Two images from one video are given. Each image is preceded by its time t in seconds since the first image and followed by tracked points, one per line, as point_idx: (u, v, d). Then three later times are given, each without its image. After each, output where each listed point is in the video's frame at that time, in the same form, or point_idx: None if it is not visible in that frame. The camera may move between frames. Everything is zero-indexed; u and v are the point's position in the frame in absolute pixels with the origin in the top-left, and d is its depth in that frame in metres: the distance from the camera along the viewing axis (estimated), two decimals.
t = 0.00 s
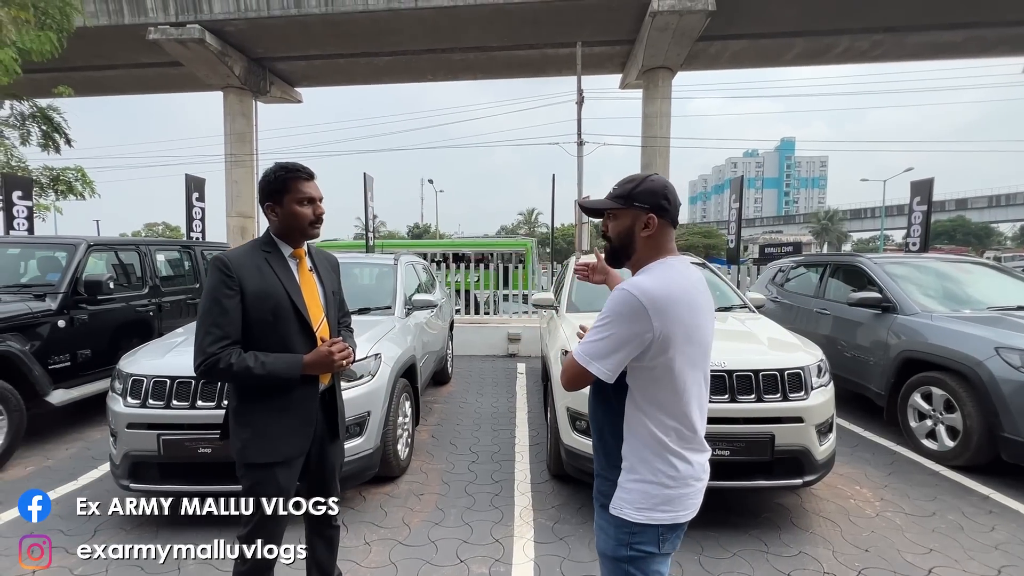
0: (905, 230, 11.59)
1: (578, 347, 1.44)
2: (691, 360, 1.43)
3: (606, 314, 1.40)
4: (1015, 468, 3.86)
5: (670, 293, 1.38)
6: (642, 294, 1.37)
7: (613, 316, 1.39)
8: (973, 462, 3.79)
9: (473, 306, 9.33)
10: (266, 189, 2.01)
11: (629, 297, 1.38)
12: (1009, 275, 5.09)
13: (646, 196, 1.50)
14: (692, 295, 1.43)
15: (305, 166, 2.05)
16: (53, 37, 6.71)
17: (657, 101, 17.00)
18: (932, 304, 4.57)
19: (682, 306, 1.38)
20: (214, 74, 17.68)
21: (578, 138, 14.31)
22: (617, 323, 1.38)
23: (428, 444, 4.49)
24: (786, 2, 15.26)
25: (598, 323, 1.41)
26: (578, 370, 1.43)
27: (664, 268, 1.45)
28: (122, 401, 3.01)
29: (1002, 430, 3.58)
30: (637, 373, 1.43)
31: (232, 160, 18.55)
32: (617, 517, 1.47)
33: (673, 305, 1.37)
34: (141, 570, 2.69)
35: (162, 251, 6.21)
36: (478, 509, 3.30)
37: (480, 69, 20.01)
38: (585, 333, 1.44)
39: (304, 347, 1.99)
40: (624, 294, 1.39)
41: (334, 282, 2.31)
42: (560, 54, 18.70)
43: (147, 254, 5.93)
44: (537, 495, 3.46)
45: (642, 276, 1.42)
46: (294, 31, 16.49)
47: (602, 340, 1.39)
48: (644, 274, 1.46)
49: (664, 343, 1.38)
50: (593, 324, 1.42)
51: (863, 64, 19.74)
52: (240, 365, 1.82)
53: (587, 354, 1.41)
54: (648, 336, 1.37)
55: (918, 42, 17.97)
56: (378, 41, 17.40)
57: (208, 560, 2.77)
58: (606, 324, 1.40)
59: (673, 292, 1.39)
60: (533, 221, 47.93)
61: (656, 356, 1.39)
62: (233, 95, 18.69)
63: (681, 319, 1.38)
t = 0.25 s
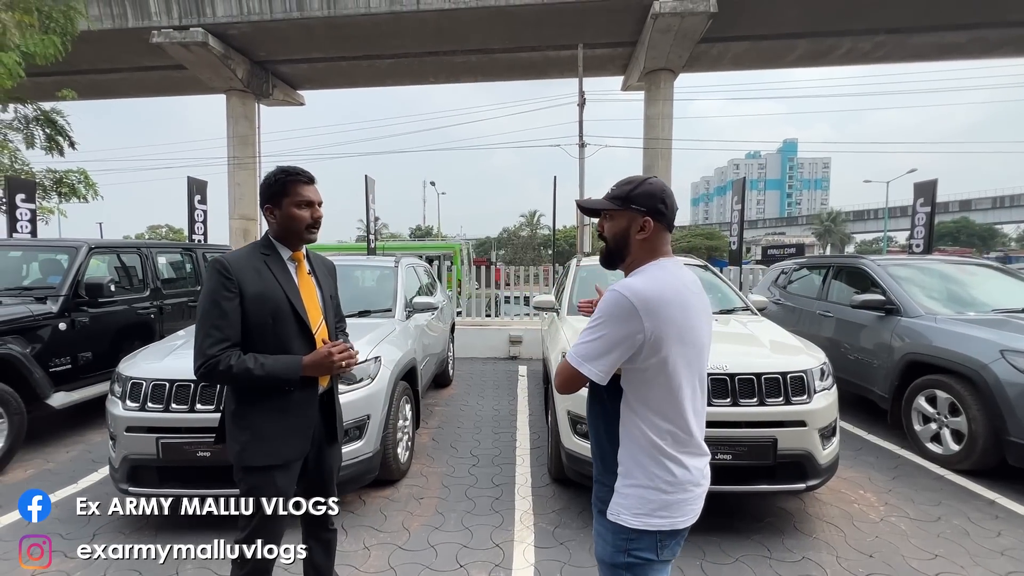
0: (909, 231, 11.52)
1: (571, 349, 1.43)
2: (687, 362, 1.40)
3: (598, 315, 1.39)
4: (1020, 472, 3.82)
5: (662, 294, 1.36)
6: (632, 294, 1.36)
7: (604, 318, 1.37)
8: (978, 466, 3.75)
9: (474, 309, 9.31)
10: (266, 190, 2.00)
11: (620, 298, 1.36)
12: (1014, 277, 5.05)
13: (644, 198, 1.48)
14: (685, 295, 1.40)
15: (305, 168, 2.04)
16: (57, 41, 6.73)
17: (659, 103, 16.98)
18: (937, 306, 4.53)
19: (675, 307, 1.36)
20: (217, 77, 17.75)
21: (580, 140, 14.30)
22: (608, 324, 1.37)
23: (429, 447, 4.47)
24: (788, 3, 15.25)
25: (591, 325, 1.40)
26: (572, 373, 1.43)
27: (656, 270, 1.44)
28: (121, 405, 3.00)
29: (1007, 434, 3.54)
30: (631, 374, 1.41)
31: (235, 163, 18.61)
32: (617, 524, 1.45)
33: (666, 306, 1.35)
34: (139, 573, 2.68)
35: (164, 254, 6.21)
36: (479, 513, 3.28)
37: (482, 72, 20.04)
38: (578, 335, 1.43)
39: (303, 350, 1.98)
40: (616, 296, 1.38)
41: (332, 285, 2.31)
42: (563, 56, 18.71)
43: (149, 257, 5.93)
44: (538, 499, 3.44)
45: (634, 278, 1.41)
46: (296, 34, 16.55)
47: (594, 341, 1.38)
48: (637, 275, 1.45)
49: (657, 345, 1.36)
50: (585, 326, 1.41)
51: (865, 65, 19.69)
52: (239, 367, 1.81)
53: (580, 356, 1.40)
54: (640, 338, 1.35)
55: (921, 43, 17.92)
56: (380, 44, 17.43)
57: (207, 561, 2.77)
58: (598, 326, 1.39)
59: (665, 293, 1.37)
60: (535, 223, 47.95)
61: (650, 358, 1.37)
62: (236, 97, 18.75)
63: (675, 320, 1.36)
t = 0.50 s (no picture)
0: (908, 232, 11.54)
1: (571, 353, 1.41)
2: (687, 363, 1.40)
3: (598, 318, 1.37)
4: (1019, 473, 3.82)
5: (662, 296, 1.35)
6: (633, 296, 1.35)
7: (605, 320, 1.36)
8: (977, 467, 3.75)
9: (472, 310, 9.30)
10: (262, 192, 1.99)
11: (621, 300, 1.35)
12: (1012, 278, 5.05)
13: (640, 200, 1.48)
14: (683, 296, 1.40)
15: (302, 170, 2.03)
16: (54, 42, 6.71)
17: (657, 104, 17.00)
18: (935, 307, 4.53)
19: (674, 309, 1.36)
20: (215, 78, 17.72)
21: (578, 142, 14.32)
22: (609, 327, 1.35)
23: (427, 450, 4.45)
24: (785, 5, 15.30)
25: (591, 329, 1.38)
26: (573, 378, 1.40)
27: (655, 272, 1.43)
28: (116, 408, 2.97)
29: (1006, 435, 3.54)
30: (633, 377, 1.40)
31: (233, 165, 18.58)
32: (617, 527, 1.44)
33: (665, 307, 1.35)
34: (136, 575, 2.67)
35: (160, 255, 6.18)
36: (477, 516, 3.26)
37: (480, 74, 20.05)
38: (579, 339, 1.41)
39: (299, 353, 1.97)
40: (616, 298, 1.36)
41: (328, 288, 2.30)
42: (561, 58, 18.74)
43: (145, 258, 5.90)
44: (536, 502, 3.42)
45: (633, 280, 1.40)
46: (294, 35, 16.53)
47: (596, 344, 1.36)
48: (635, 277, 1.44)
49: (657, 347, 1.35)
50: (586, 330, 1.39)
51: (862, 67, 19.75)
52: (235, 370, 1.79)
53: (581, 360, 1.38)
54: (642, 340, 1.34)
55: (918, 45, 17.97)
56: (378, 46, 17.43)
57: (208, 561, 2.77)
58: (599, 329, 1.37)
59: (665, 294, 1.36)
60: (533, 224, 47.98)
61: (651, 360, 1.36)
62: (233, 99, 18.72)
63: (674, 322, 1.35)
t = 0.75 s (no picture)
0: (899, 233, 11.64)
1: (581, 352, 1.39)
2: (690, 359, 1.42)
3: (608, 316, 1.36)
4: (1010, 472, 3.85)
5: (666, 292, 1.38)
6: (641, 292, 1.36)
7: (616, 317, 1.35)
8: (970, 466, 3.78)
9: (467, 311, 9.28)
10: (259, 192, 1.97)
11: (631, 297, 1.36)
12: (1003, 278, 5.10)
13: (631, 201, 1.48)
14: (684, 293, 1.43)
15: (300, 171, 2.01)
16: (44, 42, 6.63)
17: (651, 106, 17.06)
18: (927, 307, 4.57)
19: (678, 305, 1.38)
20: (207, 79, 17.61)
21: (573, 143, 14.36)
22: (620, 323, 1.35)
23: (422, 452, 4.42)
24: (777, 8, 15.41)
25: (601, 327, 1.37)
26: (584, 377, 1.38)
27: (656, 268, 1.45)
28: (108, 412, 2.94)
29: (998, 434, 3.57)
30: (641, 375, 1.39)
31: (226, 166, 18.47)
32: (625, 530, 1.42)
33: (669, 303, 1.37)
34: None
35: (152, 257, 6.12)
36: (474, 519, 3.24)
37: (475, 74, 20.04)
38: (588, 337, 1.39)
39: (292, 355, 1.95)
40: (625, 295, 1.37)
41: (323, 289, 2.28)
42: (555, 59, 18.77)
43: (136, 260, 5.83)
44: (533, 504, 3.41)
45: (638, 277, 1.41)
46: (287, 36, 16.45)
47: (609, 341, 1.35)
48: (635, 276, 1.46)
49: (662, 342, 1.36)
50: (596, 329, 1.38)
51: (854, 69, 19.92)
52: (225, 372, 1.76)
53: (592, 358, 1.36)
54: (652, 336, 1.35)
55: (909, 47, 18.15)
56: (372, 46, 17.39)
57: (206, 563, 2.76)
58: (609, 327, 1.36)
59: (668, 291, 1.39)
60: (528, 225, 48.04)
61: (659, 355, 1.37)
62: (226, 99, 18.60)
63: (678, 318, 1.38)
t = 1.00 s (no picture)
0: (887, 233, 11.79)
1: (606, 356, 1.34)
2: (698, 354, 1.45)
3: (627, 316, 1.34)
4: (998, 468, 3.92)
5: (675, 288, 1.40)
6: (655, 289, 1.36)
7: (637, 317, 1.33)
8: (959, 462, 3.83)
9: (460, 311, 9.25)
10: (251, 192, 1.94)
11: (647, 295, 1.35)
12: (990, 277, 5.19)
13: (626, 203, 1.47)
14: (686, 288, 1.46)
15: (288, 170, 1.98)
16: (28, 39, 6.50)
17: (642, 106, 17.13)
18: (916, 305, 4.63)
19: (686, 300, 1.40)
20: (195, 77, 17.39)
21: (565, 142, 14.36)
22: (642, 322, 1.33)
23: (417, 454, 4.40)
24: (766, 9, 15.54)
25: (622, 328, 1.34)
26: (612, 382, 1.33)
27: (657, 264, 1.47)
28: (97, 416, 2.88)
29: (987, 431, 3.63)
30: (660, 373, 1.38)
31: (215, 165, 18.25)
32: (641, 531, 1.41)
33: (679, 299, 1.39)
34: None
35: (140, 258, 6.02)
36: (470, 520, 3.22)
37: (466, 74, 19.98)
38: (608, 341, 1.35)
39: (289, 357, 1.92)
40: (640, 293, 1.36)
41: (319, 290, 2.25)
42: (546, 59, 18.79)
43: (124, 261, 5.73)
44: (530, 505, 3.40)
45: (644, 275, 1.42)
46: (277, 34, 16.29)
47: (633, 342, 1.32)
48: (636, 275, 1.46)
49: (678, 338, 1.37)
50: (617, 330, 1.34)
51: (841, 70, 20.15)
52: (222, 375, 1.73)
53: (620, 362, 1.32)
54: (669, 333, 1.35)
55: (895, 49, 18.39)
56: (363, 45, 17.28)
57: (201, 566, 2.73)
58: (631, 327, 1.33)
59: (677, 287, 1.41)
60: (520, 225, 48.05)
61: (677, 351, 1.38)
62: (215, 98, 18.38)
63: (687, 313, 1.40)
